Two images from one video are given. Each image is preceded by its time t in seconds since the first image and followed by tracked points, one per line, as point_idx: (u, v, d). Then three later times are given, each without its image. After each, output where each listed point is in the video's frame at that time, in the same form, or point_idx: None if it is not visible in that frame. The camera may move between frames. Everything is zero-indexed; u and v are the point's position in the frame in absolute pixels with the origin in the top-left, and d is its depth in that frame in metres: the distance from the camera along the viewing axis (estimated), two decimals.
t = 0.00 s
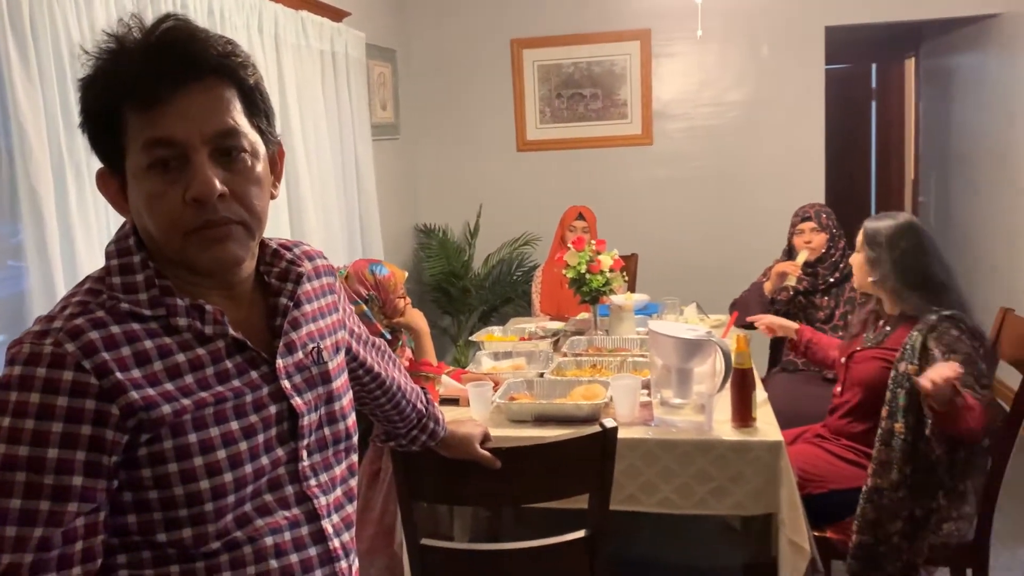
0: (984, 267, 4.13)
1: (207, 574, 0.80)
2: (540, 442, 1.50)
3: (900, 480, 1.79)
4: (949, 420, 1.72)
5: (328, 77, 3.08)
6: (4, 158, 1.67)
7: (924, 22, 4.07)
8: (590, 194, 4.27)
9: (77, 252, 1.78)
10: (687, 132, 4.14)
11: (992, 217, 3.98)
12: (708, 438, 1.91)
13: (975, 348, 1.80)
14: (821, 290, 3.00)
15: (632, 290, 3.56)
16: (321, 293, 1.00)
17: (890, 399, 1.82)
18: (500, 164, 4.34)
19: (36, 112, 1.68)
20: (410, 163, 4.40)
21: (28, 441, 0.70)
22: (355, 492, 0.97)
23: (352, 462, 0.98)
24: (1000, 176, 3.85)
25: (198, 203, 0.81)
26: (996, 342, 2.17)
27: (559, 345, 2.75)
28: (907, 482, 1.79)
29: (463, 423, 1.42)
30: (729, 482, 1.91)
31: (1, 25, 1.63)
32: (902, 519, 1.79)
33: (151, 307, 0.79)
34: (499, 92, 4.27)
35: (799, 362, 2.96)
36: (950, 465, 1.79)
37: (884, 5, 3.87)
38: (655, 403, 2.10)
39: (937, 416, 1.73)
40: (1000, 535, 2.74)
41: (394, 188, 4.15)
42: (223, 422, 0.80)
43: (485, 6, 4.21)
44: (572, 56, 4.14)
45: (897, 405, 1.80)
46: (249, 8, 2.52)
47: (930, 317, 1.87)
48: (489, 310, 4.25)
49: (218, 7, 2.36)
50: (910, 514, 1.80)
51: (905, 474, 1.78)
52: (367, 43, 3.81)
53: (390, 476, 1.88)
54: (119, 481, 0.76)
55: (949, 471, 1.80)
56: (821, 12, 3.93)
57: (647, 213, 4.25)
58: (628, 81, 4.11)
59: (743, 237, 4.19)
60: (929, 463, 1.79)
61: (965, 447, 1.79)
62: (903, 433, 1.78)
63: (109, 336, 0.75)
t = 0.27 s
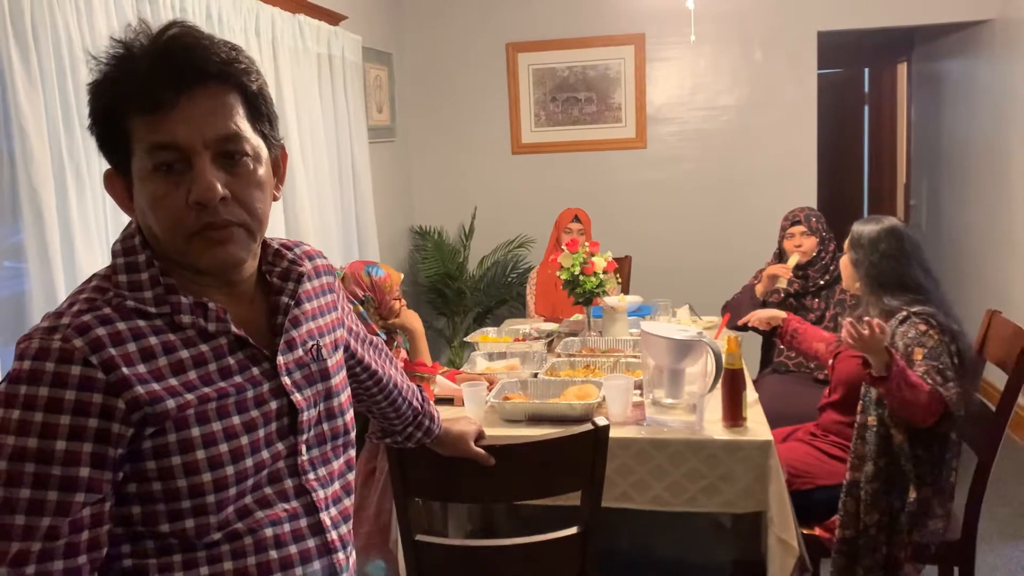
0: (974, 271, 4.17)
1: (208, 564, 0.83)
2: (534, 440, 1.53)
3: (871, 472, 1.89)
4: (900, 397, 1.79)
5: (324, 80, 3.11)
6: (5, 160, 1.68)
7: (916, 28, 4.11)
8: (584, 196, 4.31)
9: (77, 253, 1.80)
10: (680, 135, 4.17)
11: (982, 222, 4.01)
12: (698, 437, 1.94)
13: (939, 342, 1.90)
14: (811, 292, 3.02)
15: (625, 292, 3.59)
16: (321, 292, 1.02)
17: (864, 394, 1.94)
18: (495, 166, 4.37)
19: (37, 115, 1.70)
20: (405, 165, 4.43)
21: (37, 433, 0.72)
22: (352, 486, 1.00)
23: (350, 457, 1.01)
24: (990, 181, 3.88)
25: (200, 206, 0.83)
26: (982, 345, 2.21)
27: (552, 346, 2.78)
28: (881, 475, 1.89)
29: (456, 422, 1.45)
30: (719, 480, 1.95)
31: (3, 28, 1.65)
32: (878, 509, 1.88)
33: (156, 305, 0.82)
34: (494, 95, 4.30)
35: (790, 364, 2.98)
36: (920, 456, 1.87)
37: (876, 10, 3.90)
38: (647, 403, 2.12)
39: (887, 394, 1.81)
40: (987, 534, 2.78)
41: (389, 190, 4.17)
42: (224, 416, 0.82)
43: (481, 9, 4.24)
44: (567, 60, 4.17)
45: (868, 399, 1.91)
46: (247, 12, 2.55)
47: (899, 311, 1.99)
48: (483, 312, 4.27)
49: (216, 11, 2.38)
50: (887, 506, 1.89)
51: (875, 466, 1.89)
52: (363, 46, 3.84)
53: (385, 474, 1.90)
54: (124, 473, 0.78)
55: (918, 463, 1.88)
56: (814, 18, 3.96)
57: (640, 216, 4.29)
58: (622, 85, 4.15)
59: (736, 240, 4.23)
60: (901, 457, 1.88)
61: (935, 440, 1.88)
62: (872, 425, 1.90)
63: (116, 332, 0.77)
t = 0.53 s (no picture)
0: (971, 275, 4.20)
1: (214, 559, 0.85)
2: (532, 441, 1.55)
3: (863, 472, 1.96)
4: (872, 398, 1.87)
5: (326, 85, 3.14)
6: (11, 165, 1.71)
7: (913, 35, 4.14)
8: (584, 201, 4.33)
9: (81, 256, 1.82)
10: (679, 141, 4.20)
11: (979, 228, 4.04)
12: (695, 439, 1.96)
13: (926, 345, 1.95)
14: (808, 297, 3.04)
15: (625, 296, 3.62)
16: (323, 294, 1.04)
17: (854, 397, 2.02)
18: (495, 171, 4.39)
19: (44, 120, 1.72)
20: (405, 169, 4.45)
21: (49, 429, 0.74)
22: (355, 484, 1.02)
23: (352, 456, 1.03)
24: (988, 187, 3.91)
25: (201, 211, 0.81)
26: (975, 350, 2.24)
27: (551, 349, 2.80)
28: (872, 475, 1.96)
29: (456, 423, 1.46)
30: (716, 483, 1.96)
31: (10, 35, 1.68)
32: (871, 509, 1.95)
33: (164, 305, 0.84)
34: (494, 101, 4.33)
35: (787, 367, 3.01)
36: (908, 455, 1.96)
37: (874, 17, 3.93)
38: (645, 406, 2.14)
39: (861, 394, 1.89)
40: (983, 537, 2.80)
41: (390, 195, 4.19)
42: (230, 415, 0.84)
43: (482, 16, 4.27)
44: (566, 66, 4.20)
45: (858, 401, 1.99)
46: (249, 19, 2.58)
47: (889, 315, 2.05)
48: (483, 316, 4.30)
49: (219, 18, 2.41)
50: (879, 505, 1.96)
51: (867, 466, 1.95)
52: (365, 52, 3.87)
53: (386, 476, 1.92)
54: (133, 470, 0.80)
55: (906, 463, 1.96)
56: (811, 25, 3.99)
57: (639, 221, 4.31)
58: (622, 90, 4.18)
59: (734, 244, 4.25)
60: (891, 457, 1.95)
61: (922, 439, 1.96)
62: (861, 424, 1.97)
63: (125, 332, 0.79)
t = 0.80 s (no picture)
0: (976, 280, 4.20)
1: (227, 566, 0.87)
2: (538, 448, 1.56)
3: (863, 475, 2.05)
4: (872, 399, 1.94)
5: (332, 95, 3.16)
6: (22, 176, 1.73)
7: (916, 41, 4.15)
8: (588, 208, 4.35)
9: (91, 266, 1.84)
10: (684, 147, 4.21)
11: (984, 233, 4.04)
12: (700, 446, 1.97)
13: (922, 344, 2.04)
14: (813, 303, 3.04)
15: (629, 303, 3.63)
16: (330, 304, 1.06)
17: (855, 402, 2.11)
18: (500, 179, 4.41)
19: (55, 132, 1.74)
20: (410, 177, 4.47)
21: (65, 439, 0.76)
22: (364, 491, 1.04)
23: (361, 464, 1.05)
24: (992, 192, 3.91)
25: (211, 225, 0.82)
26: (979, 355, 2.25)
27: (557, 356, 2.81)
28: (873, 477, 2.04)
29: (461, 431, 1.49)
30: (721, 489, 1.97)
31: (21, 49, 1.70)
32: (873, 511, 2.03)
33: (176, 316, 0.86)
34: (499, 109, 4.35)
35: (792, 373, 3.01)
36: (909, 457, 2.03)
37: (877, 23, 3.94)
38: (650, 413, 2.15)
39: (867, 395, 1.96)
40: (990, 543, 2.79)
41: (396, 203, 4.21)
42: (242, 423, 0.86)
43: (487, 25, 4.29)
44: (571, 73, 4.22)
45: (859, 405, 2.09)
46: (256, 30, 2.60)
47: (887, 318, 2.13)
48: (489, 323, 4.31)
49: (226, 29, 2.44)
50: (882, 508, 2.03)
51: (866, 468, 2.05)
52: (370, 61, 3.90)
53: (393, 484, 1.93)
54: (147, 478, 0.82)
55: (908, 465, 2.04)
56: (815, 31, 4.00)
57: (644, 227, 4.33)
58: (626, 98, 4.20)
59: (739, 251, 4.26)
60: (892, 458, 2.04)
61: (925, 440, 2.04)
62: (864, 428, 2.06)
63: (139, 342, 0.81)
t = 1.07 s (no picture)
0: (990, 280, 4.17)
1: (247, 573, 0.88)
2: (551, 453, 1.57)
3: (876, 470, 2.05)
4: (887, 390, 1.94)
5: (342, 104, 3.18)
6: (37, 190, 1.75)
7: (926, 40, 4.14)
8: (599, 213, 4.35)
9: (106, 277, 1.86)
10: (693, 150, 4.21)
11: (997, 232, 4.01)
12: (714, 450, 1.96)
13: (931, 337, 2.04)
14: (826, 306, 3.04)
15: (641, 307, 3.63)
16: (346, 312, 1.07)
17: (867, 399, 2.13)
18: (510, 184, 4.42)
19: (70, 146, 1.76)
20: (420, 184, 4.49)
21: (86, 449, 0.78)
22: (381, 498, 1.05)
23: (378, 470, 1.06)
24: (1004, 191, 3.88)
25: (228, 235, 0.83)
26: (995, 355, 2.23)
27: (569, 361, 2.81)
28: (887, 473, 2.04)
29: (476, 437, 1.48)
30: (736, 493, 1.96)
31: (35, 64, 1.72)
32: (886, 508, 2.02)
33: (195, 326, 0.88)
34: (508, 115, 4.36)
35: (807, 376, 2.99)
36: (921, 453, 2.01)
37: (886, 23, 3.93)
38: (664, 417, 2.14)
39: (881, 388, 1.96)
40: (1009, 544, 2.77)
41: (406, 210, 4.23)
42: (260, 432, 0.88)
43: (494, 31, 4.31)
44: (579, 78, 4.23)
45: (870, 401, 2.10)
46: (266, 40, 2.62)
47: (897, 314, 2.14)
48: (500, 329, 4.32)
49: (237, 40, 2.46)
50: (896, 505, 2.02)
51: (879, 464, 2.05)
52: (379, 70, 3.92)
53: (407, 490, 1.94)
54: (167, 487, 0.83)
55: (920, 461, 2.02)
56: (823, 32, 3.99)
57: (655, 231, 4.32)
58: (634, 102, 4.20)
59: (750, 253, 4.25)
60: (904, 453, 2.04)
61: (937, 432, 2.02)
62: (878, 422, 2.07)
63: (157, 353, 0.83)
